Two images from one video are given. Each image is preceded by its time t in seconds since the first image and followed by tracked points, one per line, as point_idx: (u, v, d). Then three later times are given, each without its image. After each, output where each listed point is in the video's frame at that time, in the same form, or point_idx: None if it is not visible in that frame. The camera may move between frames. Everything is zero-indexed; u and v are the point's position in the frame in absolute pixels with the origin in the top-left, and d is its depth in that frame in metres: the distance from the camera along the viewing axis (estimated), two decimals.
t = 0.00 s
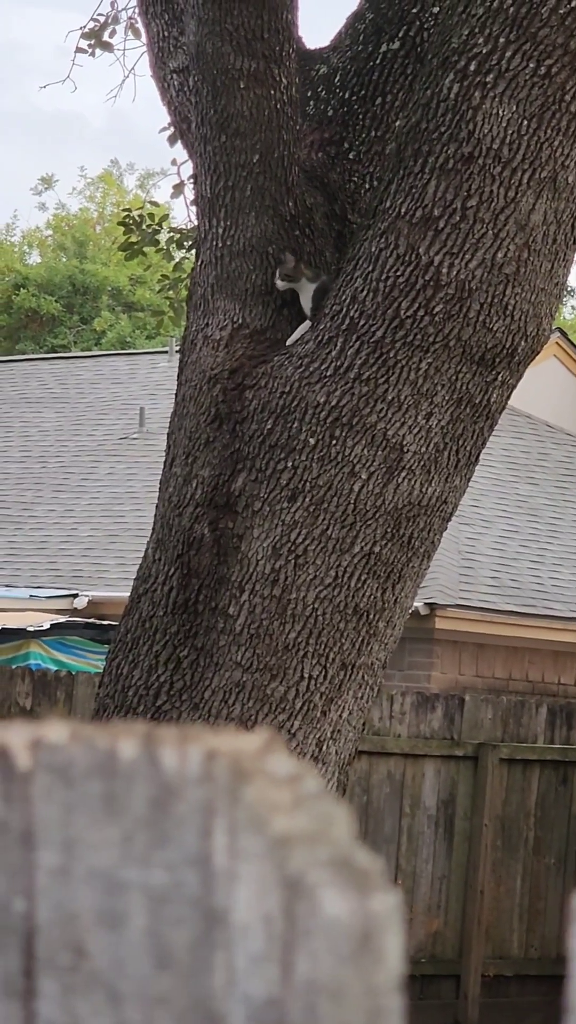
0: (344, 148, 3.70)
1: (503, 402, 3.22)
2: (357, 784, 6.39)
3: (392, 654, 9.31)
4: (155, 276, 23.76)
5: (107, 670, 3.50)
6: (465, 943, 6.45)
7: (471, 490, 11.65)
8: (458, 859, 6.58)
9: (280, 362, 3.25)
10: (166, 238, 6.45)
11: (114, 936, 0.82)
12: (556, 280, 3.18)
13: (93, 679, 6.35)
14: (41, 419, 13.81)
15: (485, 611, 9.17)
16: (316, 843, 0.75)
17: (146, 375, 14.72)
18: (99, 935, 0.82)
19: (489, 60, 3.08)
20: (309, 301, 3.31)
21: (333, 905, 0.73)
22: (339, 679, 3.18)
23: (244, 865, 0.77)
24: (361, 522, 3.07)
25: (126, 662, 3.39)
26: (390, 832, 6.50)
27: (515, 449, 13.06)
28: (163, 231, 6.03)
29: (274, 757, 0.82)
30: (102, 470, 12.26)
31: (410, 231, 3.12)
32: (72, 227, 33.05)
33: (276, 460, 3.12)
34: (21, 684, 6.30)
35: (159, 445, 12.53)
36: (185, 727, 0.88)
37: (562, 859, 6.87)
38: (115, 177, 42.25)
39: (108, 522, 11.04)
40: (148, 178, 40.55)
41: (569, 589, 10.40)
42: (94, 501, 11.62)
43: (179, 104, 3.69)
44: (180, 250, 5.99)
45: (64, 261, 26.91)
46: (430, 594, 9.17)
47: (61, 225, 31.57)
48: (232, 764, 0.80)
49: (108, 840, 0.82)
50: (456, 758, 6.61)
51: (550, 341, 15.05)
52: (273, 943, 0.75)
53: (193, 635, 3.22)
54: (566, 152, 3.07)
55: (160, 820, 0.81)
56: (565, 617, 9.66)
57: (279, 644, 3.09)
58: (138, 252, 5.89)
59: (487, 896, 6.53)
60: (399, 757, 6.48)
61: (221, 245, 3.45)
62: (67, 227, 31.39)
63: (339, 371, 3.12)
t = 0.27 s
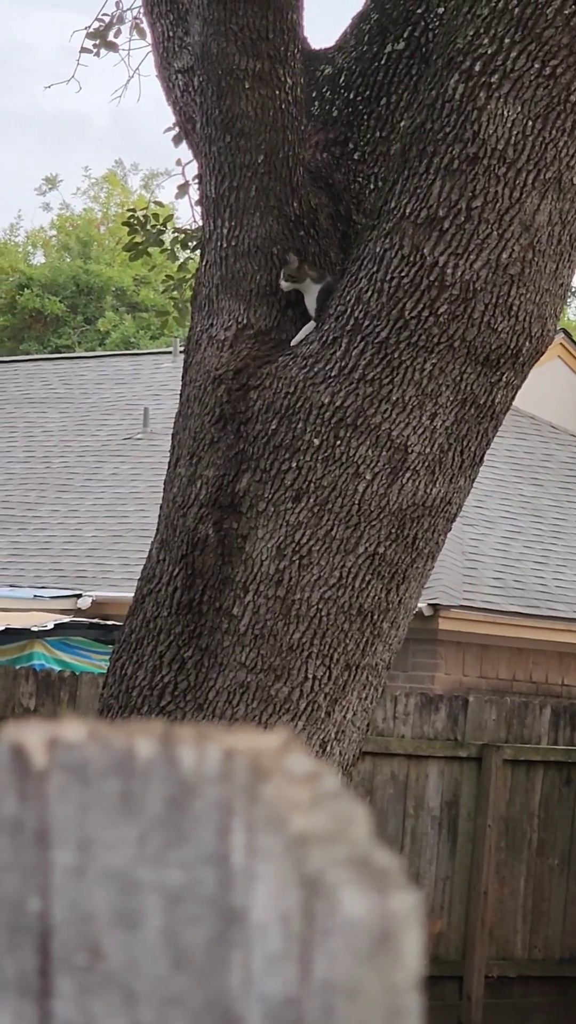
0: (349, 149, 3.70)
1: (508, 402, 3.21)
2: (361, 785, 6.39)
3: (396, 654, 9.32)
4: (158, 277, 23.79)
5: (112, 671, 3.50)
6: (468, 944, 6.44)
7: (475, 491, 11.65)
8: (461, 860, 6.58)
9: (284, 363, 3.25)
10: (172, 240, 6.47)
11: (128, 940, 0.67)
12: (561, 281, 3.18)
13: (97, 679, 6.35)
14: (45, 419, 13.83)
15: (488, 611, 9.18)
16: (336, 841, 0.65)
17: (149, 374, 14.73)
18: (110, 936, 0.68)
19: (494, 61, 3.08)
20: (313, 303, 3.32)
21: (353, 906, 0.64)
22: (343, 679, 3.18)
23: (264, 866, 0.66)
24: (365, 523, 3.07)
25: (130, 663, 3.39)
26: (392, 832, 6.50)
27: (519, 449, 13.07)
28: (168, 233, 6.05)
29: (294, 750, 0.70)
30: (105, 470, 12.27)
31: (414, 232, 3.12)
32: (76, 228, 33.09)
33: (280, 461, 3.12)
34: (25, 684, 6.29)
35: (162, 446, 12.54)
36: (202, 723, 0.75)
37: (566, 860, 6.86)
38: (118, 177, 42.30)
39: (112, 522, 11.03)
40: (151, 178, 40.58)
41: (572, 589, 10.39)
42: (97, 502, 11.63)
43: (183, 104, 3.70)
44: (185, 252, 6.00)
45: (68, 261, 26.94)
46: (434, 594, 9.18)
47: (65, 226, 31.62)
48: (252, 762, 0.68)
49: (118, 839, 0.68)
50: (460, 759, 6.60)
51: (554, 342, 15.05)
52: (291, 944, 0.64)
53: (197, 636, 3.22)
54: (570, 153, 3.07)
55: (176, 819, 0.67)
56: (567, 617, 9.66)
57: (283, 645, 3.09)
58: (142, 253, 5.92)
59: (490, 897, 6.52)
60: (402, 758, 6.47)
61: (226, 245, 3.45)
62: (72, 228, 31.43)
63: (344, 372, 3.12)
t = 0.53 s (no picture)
0: (353, 149, 3.70)
1: (512, 402, 3.20)
2: (364, 784, 6.40)
3: (399, 654, 9.32)
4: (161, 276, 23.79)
5: (115, 670, 3.49)
6: (470, 944, 6.44)
7: (478, 491, 11.65)
8: (464, 860, 6.58)
9: (288, 363, 3.25)
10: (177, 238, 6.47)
11: (144, 944, 0.69)
12: (565, 281, 3.18)
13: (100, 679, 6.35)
14: (47, 418, 13.82)
15: (491, 611, 9.20)
16: (350, 844, 0.65)
17: (152, 373, 14.72)
18: (127, 939, 0.70)
19: (498, 61, 3.09)
20: (318, 303, 3.32)
21: (366, 908, 0.63)
22: (347, 679, 3.17)
23: (279, 868, 0.66)
24: (368, 522, 3.06)
25: (133, 662, 3.39)
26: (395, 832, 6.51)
27: (522, 450, 13.08)
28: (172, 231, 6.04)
29: (309, 755, 0.71)
30: (108, 470, 12.26)
31: (418, 232, 3.12)
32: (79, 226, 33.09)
33: (284, 461, 3.12)
34: (27, 684, 6.26)
35: (164, 446, 12.54)
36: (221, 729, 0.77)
37: (568, 860, 6.86)
38: (121, 176, 42.30)
39: (114, 522, 11.02)
40: (154, 177, 40.59)
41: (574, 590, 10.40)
42: (99, 501, 11.63)
43: (187, 103, 3.70)
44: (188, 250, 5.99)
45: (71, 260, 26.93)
46: (436, 594, 9.18)
47: (68, 225, 31.63)
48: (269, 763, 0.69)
49: (136, 841, 0.70)
50: (463, 759, 6.60)
51: (558, 342, 15.05)
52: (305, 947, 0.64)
53: (201, 635, 3.22)
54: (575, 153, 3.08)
55: (193, 822, 0.69)
56: (567, 618, 9.67)
57: (287, 645, 3.09)
58: (147, 253, 5.90)
59: (493, 897, 6.53)
60: (405, 758, 6.47)
61: (230, 245, 3.47)
62: (74, 227, 31.43)
63: (348, 372, 3.12)
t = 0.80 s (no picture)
0: (355, 148, 3.70)
1: (513, 401, 3.21)
2: (365, 783, 6.40)
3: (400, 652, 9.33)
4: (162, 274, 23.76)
5: (116, 668, 3.49)
6: (472, 943, 6.45)
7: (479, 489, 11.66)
8: (465, 858, 6.59)
9: (290, 361, 3.25)
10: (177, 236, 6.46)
11: (145, 941, 0.73)
12: (567, 279, 3.18)
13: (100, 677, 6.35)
14: (48, 416, 13.82)
15: (491, 610, 9.20)
16: (355, 847, 0.67)
17: (153, 371, 14.72)
18: (130, 938, 0.73)
19: (500, 59, 3.09)
20: (319, 302, 3.31)
21: (369, 909, 0.65)
22: (348, 678, 3.17)
23: (281, 869, 0.69)
24: (370, 521, 3.06)
25: (134, 661, 3.38)
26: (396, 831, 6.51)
27: (523, 448, 13.07)
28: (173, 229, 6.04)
29: (310, 758, 0.74)
30: (109, 468, 12.26)
31: (420, 231, 3.12)
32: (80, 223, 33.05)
33: (285, 459, 3.12)
34: (29, 682, 6.26)
35: (166, 444, 12.54)
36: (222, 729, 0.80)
37: (569, 859, 6.88)
38: (122, 174, 42.28)
39: (115, 520, 11.02)
40: (154, 174, 40.57)
41: None
42: (100, 499, 11.62)
43: (189, 101, 3.70)
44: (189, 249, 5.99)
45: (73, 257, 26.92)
46: (437, 593, 9.18)
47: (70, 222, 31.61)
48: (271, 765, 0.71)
49: (140, 842, 0.73)
50: (464, 758, 6.61)
51: (559, 340, 15.05)
52: (310, 947, 0.67)
53: (202, 633, 3.22)
54: None
55: (195, 822, 0.72)
56: (568, 617, 9.68)
57: (288, 643, 3.09)
58: (148, 250, 5.90)
59: (493, 896, 6.54)
60: (406, 757, 6.48)
61: (232, 242, 3.47)
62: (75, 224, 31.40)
63: (350, 370, 3.11)
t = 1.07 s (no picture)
0: (356, 144, 3.69)
1: (514, 399, 3.21)
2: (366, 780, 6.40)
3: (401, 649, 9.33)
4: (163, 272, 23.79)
5: (117, 665, 3.50)
6: (473, 940, 6.45)
7: (481, 487, 11.66)
8: (466, 855, 6.60)
9: (291, 358, 3.25)
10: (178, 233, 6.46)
11: (139, 939, 0.70)
12: (568, 277, 3.18)
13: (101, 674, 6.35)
14: (50, 414, 13.83)
15: (493, 608, 9.20)
16: (347, 842, 0.64)
17: (155, 369, 14.72)
18: (125, 938, 0.71)
19: (501, 56, 3.09)
20: (319, 300, 3.30)
21: (362, 907, 0.62)
22: (349, 675, 3.17)
23: (275, 867, 0.66)
24: (371, 518, 3.07)
25: (135, 657, 3.39)
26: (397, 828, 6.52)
27: (524, 445, 13.08)
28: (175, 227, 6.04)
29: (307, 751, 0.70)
30: (111, 466, 12.27)
31: (421, 228, 3.12)
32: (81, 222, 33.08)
33: (286, 455, 3.12)
34: (30, 679, 6.27)
35: (168, 441, 12.55)
36: (221, 723, 0.76)
37: (570, 856, 6.88)
38: (123, 172, 42.30)
39: (117, 517, 11.03)
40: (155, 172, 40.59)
41: None
42: (102, 497, 11.63)
43: (190, 98, 3.70)
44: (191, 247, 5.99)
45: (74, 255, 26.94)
46: (439, 590, 9.18)
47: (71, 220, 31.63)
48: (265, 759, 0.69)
49: (134, 840, 0.70)
50: (465, 755, 6.61)
51: (560, 338, 15.06)
52: (302, 943, 0.64)
53: (203, 631, 3.22)
54: None
55: (188, 820, 0.69)
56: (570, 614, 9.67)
57: (289, 640, 3.09)
58: (149, 248, 5.91)
59: (494, 893, 6.55)
60: (407, 753, 6.49)
61: (233, 239, 3.47)
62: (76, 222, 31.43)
63: (351, 367, 3.11)
